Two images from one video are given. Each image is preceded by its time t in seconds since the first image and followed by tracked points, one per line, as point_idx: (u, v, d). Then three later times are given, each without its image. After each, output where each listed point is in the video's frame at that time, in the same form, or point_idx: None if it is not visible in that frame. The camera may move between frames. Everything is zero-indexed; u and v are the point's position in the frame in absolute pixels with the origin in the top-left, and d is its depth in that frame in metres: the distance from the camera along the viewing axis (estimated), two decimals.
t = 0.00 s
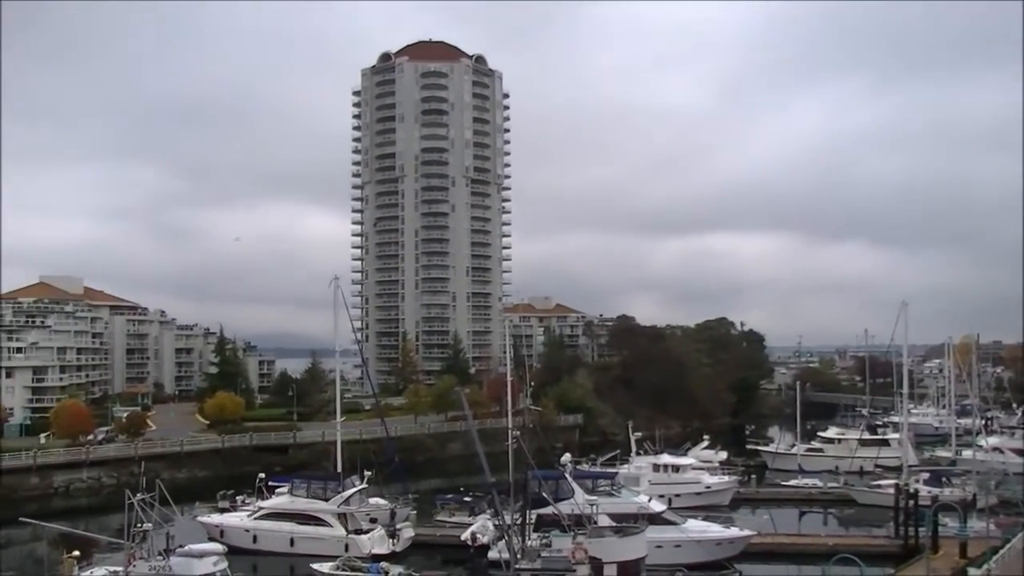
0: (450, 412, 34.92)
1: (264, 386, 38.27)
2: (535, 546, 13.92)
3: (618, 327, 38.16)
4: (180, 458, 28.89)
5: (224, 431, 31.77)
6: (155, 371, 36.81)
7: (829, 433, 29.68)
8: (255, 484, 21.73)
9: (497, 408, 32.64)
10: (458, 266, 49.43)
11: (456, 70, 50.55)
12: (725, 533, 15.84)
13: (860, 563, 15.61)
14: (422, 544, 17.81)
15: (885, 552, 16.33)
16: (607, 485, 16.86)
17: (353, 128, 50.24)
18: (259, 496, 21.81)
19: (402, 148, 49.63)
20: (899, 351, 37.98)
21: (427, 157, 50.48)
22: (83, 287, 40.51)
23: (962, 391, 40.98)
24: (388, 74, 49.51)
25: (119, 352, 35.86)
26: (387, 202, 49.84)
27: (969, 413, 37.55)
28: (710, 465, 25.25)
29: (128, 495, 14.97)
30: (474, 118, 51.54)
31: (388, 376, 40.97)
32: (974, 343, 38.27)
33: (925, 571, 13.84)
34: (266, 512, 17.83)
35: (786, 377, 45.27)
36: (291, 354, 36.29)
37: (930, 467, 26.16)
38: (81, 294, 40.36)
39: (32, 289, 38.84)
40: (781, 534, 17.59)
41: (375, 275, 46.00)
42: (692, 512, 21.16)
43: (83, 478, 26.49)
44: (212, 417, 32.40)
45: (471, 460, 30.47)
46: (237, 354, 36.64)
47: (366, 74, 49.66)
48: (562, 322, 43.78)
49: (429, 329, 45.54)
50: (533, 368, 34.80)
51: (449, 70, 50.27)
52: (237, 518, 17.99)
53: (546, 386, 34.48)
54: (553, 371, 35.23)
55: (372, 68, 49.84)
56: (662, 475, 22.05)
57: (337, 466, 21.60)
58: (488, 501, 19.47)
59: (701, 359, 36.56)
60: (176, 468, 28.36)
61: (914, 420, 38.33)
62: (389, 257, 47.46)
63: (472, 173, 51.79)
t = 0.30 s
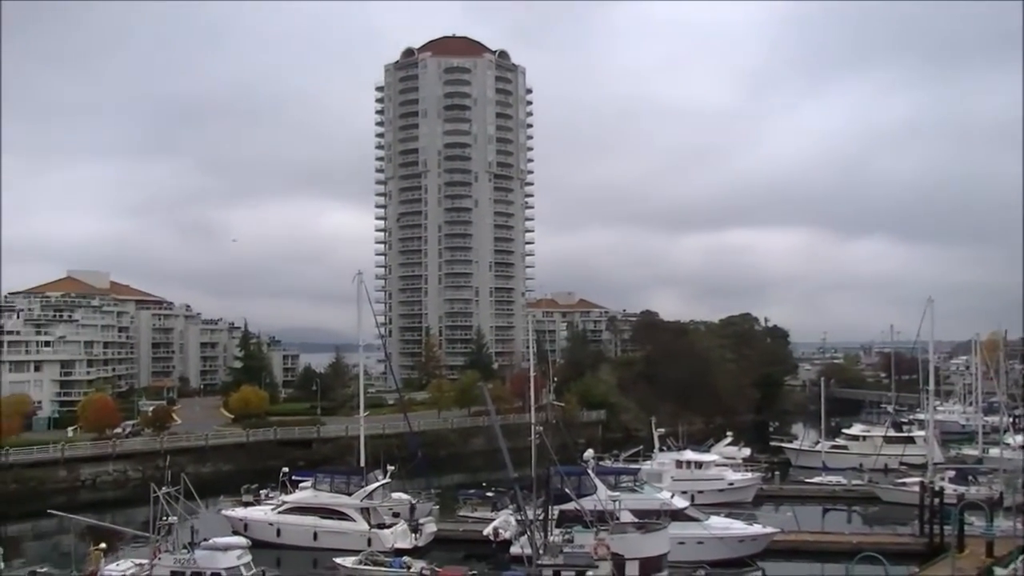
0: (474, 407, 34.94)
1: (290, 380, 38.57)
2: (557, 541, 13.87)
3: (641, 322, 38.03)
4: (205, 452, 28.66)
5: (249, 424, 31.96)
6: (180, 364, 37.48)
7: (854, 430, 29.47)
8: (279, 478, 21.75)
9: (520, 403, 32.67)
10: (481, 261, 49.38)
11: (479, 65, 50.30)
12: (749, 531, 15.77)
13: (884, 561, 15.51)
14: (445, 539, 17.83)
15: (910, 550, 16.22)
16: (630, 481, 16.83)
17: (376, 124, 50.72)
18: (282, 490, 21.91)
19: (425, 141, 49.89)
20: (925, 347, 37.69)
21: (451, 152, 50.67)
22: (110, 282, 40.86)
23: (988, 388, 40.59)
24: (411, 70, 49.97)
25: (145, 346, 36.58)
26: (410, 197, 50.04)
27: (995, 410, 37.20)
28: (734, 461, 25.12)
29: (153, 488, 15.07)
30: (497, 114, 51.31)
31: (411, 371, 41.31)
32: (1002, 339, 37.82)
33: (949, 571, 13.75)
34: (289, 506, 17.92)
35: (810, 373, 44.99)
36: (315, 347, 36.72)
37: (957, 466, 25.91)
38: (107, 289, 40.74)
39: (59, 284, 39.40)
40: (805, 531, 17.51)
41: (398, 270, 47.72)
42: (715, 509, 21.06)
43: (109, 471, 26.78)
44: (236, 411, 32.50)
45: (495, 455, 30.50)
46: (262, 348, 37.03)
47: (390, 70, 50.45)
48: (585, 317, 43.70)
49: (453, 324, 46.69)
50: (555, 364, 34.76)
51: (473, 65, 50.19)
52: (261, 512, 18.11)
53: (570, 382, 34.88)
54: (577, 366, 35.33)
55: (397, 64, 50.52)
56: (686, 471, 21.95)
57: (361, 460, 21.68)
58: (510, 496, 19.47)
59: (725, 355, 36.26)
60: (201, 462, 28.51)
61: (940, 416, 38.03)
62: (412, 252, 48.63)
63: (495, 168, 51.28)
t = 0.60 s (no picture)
0: (496, 403, 34.97)
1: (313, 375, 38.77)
2: (578, 538, 13.84)
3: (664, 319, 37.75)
4: (229, 445, 28.98)
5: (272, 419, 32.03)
6: (204, 358, 37.99)
7: (877, 429, 29.29)
8: (301, 472, 21.68)
9: (543, 400, 32.69)
10: (505, 257, 49.16)
11: (503, 61, 50.13)
12: (770, 529, 15.72)
13: (907, 561, 15.42)
14: (466, 535, 17.87)
15: (933, 551, 16.13)
16: (651, 479, 16.81)
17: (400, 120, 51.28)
18: (305, 485, 22.03)
19: (448, 137, 49.92)
20: (951, 345, 37.39)
21: (475, 147, 50.23)
22: (135, 276, 41.19)
23: (1014, 389, 40.23)
24: (435, 66, 50.25)
25: (170, 340, 37.26)
26: (433, 192, 50.37)
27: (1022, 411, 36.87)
28: (756, 460, 25.03)
29: (177, 482, 15.18)
30: (520, 110, 50.77)
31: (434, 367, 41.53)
32: None
33: (973, 572, 13.66)
34: (312, 500, 17.99)
35: (834, 371, 44.73)
36: (339, 344, 36.98)
37: (983, 466, 25.70)
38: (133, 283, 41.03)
39: (85, 277, 39.78)
40: (827, 530, 17.45)
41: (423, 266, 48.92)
42: (737, 508, 20.99)
43: (134, 463, 26.93)
44: (260, 405, 32.84)
45: (516, 452, 30.52)
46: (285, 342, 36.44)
47: (414, 65, 50.77)
48: (608, 314, 43.67)
49: (476, 320, 47.42)
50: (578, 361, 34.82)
51: (496, 61, 50.06)
52: (284, 506, 18.20)
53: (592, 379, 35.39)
54: (599, 362, 35.86)
55: (420, 60, 50.88)
56: (707, 470, 21.85)
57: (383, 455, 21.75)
58: (531, 493, 19.48)
59: (748, 353, 35.93)
60: (225, 455, 28.73)
61: (965, 416, 37.74)
62: (435, 248, 49.63)
63: (518, 165, 50.63)
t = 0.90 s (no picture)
0: (521, 400, 34.96)
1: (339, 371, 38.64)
2: (604, 537, 13.82)
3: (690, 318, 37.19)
4: (256, 441, 29.05)
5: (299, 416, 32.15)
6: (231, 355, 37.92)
7: (906, 428, 29.06)
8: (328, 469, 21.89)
9: (569, 398, 32.70)
10: (531, 255, 49.20)
11: (528, 59, 50.11)
12: (798, 529, 15.64)
13: (936, 562, 15.31)
14: (491, 533, 17.90)
15: (962, 552, 16.01)
16: (677, 477, 16.79)
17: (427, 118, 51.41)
18: (332, 482, 22.25)
19: (474, 135, 50.15)
20: (981, 345, 37.01)
21: (500, 145, 50.25)
22: (164, 274, 41.55)
23: None
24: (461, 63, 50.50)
25: (199, 338, 37.23)
26: (459, 190, 50.49)
27: None
28: (783, 459, 24.91)
29: (205, 478, 15.30)
30: (546, 107, 50.77)
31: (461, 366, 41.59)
32: None
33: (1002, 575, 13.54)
34: (339, 496, 18.10)
35: (862, 370, 44.36)
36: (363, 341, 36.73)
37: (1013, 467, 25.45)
38: (161, 280, 41.38)
39: (114, 275, 40.17)
40: (854, 530, 17.35)
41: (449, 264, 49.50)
42: (763, 507, 20.90)
43: (162, 458, 27.32)
44: (286, 402, 32.83)
45: (542, 450, 30.52)
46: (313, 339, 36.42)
47: (439, 63, 51.12)
48: (634, 312, 43.61)
49: (502, 317, 47.48)
50: (603, 358, 35.65)
51: (522, 59, 50.07)
52: (310, 502, 18.32)
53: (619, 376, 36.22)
54: (624, 360, 36.50)
55: (447, 58, 51.15)
56: (734, 469, 21.79)
57: (410, 452, 21.83)
58: (557, 491, 19.49)
59: (776, 351, 35.29)
60: (252, 451, 28.88)
61: (995, 416, 37.35)
62: (461, 245, 49.70)
63: (544, 162, 50.51)
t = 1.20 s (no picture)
0: (549, 396, 34.97)
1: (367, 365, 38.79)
2: (632, 533, 13.80)
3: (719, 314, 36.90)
4: (286, 435, 29.27)
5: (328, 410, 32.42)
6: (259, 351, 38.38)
7: (937, 427, 28.83)
8: (357, 463, 22.02)
9: (597, 394, 32.69)
10: (559, 250, 49.25)
11: (556, 54, 50.31)
12: (827, 528, 15.54)
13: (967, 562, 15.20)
14: (519, 528, 17.92)
15: (994, 553, 15.88)
16: (705, 475, 16.77)
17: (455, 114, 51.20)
18: (360, 476, 22.42)
19: (502, 131, 50.10)
20: (1014, 344, 36.62)
21: (529, 140, 50.21)
22: (194, 269, 41.90)
23: None
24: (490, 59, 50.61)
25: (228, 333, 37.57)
26: (488, 186, 50.43)
27: None
28: (812, 457, 24.80)
29: (235, 470, 15.41)
30: (574, 102, 50.89)
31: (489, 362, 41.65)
32: None
33: None
34: (367, 491, 18.21)
35: (893, 367, 43.99)
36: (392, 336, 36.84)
37: None
38: (192, 275, 41.67)
39: (145, 270, 40.56)
40: (884, 529, 17.25)
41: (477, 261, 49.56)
42: (792, 506, 20.81)
43: (193, 452, 27.55)
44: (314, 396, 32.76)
45: (570, 446, 30.53)
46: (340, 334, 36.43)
47: (467, 59, 51.08)
48: (663, 308, 43.49)
49: (530, 314, 47.43)
50: (631, 354, 36.10)
51: (550, 54, 50.23)
52: (339, 496, 18.45)
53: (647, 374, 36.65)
54: (652, 357, 36.77)
55: (475, 54, 51.12)
56: (762, 466, 21.71)
57: (438, 446, 21.89)
58: (585, 487, 19.48)
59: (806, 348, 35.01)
60: (281, 445, 29.02)
61: None
62: (490, 241, 49.91)
63: (572, 158, 50.65)
